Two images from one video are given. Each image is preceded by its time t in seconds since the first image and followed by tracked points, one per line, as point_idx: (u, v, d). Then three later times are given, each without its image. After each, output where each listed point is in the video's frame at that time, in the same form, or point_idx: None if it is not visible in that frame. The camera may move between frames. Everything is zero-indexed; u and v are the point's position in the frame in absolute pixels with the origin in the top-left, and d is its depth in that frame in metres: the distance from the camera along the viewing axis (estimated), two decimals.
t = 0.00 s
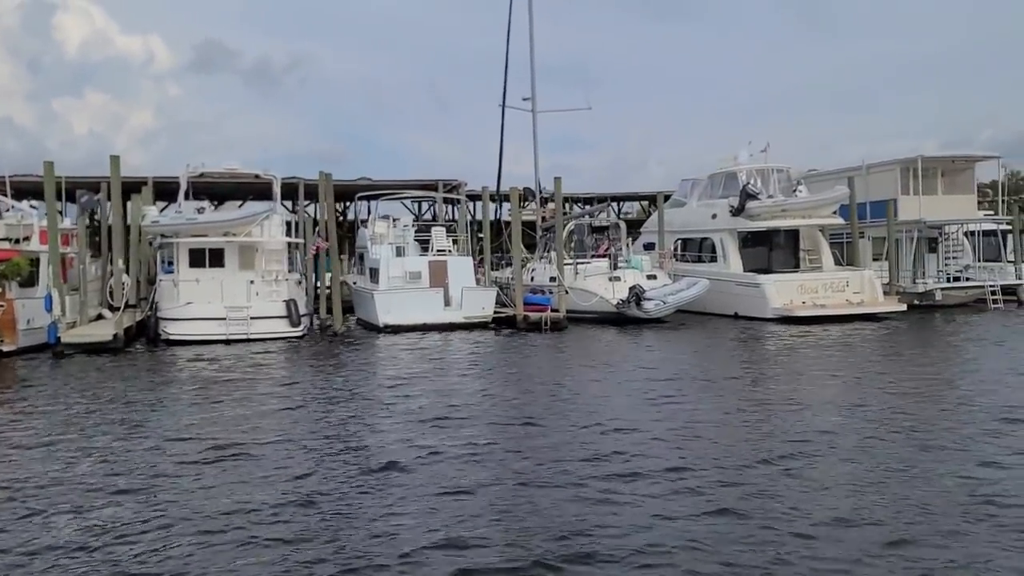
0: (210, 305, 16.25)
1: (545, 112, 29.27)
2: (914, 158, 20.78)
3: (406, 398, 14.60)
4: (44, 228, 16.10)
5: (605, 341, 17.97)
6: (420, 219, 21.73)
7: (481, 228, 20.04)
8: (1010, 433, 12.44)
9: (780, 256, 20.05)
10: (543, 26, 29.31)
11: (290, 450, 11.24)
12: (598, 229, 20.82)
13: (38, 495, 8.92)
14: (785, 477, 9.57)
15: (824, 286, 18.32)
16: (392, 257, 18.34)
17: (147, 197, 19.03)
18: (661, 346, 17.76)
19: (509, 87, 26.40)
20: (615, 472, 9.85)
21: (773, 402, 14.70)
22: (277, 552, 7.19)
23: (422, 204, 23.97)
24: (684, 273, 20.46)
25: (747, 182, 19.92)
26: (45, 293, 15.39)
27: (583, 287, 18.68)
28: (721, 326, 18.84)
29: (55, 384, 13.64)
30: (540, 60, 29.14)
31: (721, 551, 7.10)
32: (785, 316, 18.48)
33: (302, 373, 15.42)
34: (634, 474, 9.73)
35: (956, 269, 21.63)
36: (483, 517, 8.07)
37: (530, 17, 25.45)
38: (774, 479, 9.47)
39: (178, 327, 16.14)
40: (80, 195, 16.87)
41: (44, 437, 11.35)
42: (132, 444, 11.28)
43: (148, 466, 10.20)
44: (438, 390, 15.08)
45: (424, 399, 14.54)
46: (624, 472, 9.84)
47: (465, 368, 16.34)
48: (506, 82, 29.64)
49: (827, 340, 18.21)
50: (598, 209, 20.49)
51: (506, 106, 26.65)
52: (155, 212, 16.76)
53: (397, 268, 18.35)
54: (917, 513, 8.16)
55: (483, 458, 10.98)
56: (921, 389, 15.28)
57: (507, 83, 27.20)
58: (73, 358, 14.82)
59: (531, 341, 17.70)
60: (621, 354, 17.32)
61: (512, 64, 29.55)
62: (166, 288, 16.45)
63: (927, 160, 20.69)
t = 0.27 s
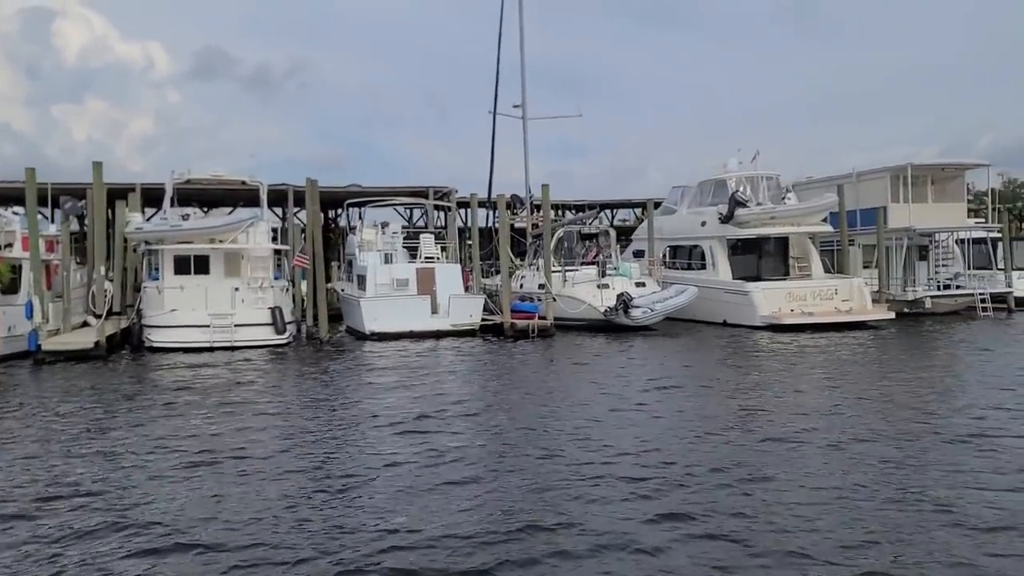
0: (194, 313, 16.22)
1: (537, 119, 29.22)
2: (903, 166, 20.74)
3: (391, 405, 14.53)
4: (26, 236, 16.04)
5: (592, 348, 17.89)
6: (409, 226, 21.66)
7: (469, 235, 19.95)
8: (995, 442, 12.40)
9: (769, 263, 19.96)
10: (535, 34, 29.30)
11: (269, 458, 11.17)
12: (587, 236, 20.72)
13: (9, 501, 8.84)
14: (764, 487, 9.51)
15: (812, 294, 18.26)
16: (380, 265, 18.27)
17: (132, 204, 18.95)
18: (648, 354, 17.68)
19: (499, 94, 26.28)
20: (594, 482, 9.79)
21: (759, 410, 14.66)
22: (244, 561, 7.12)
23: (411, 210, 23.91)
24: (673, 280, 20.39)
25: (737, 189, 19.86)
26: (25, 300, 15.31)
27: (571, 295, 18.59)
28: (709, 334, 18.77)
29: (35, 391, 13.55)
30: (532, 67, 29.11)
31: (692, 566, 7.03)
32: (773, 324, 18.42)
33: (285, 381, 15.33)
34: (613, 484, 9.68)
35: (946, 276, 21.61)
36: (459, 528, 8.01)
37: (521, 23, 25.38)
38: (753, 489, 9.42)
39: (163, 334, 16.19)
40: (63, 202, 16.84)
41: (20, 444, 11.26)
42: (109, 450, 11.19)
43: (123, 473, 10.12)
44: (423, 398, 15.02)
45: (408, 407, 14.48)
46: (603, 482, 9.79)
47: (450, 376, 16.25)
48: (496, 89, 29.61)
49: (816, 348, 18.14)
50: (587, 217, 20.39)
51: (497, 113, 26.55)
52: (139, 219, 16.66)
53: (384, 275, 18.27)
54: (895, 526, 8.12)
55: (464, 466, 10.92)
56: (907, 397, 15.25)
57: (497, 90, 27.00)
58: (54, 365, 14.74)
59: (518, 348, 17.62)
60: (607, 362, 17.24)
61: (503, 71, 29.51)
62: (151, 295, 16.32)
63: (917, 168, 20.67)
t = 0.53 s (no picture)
0: (180, 318, 16.14)
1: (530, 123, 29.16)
2: (895, 172, 20.67)
3: (375, 411, 14.43)
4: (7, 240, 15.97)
5: (580, 354, 17.80)
6: (399, 230, 21.57)
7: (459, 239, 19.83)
8: (981, 449, 12.30)
9: (759, 269, 19.97)
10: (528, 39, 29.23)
11: (248, 465, 11.07)
12: (578, 241, 20.60)
13: None
14: (745, 494, 9.41)
15: (802, 300, 18.17)
16: (368, 270, 18.16)
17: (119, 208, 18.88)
18: (636, 360, 17.59)
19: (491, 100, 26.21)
20: (573, 490, 9.68)
21: (746, 417, 14.56)
22: None
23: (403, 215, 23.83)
24: (663, 286, 20.31)
25: (727, 195, 19.78)
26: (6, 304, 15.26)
27: (560, 300, 18.49)
28: (698, 341, 18.68)
29: (16, 398, 13.49)
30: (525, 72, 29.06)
31: None
32: (763, 330, 18.33)
33: (270, 386, 15.24)
34: (592, 492, 9.58)
35: (937, 283, 21.54)
36: (432, 541, 7.91)
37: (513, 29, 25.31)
38: (733, 497, 9.31)
39: (148, 339, 16.07)
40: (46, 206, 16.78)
41: None
42: (85, 458, 11.11)
43: (97, 482, 10.04)
44: (408, 404, 14.91)
45: (393, 413, 14.38)
46: (583, 490, 9.68)
47: (436, 381, 16.16)
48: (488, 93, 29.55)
49: (805, 354, 18.06)
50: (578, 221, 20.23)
51: (489, 118, 26.48)
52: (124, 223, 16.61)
53: (373, 280, 18.13)
54: (873, 536, 8.01)
55: (444, 472, 10.81)
56: (895, 404, 15.15)
57: (489, 96, 26.91)
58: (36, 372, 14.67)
59: (505, 354, 17.53)
60: (595, 368, 17.15)
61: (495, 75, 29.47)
62: (136, 300, 16.31)
63: (908, 175, 20.60)
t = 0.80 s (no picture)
0: (163, 319, 16.02)
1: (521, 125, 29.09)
2: (884, 174, 20.59)
3: (357, 413, 14.33)
4: None
5: (567, 357, 17.71)
6: (387, 231, 21.47)
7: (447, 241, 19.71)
8: (964, 451, 12.21)
9: (747, 271, 19.90)
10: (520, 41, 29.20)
11: (224, 467, 10.96)
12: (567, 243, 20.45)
13: None
14: (722, 497, 9.31)
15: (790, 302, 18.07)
16: (355, 271, 18.05)
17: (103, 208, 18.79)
18: (623, 362, 17.50)
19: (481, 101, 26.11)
20: (549, 493, 9.59)
21: (730, 419, 14.46)
22: None
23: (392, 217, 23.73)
24: (652, 288, 20.23)
25: (716, 197, 19.70)
26: None
27: (547, 302, 18.40)
28: (686, 343, 18.59)
29: None
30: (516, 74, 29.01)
31: None
32: (750, 332, 18.25)
33: (252, 388, 15.14)
34: (569, 495, 9.48)
35: (927, 285, 21.48)
36: (401, 545, 7.81)
37: (502, 30, 25.24)
38: (711, 499, 9.22)
39: (129, 341, 15.93)
40: (29, 207, 16.71)
41: None
42: (60, 460, 11.00)
43: (70, 484, 9.95)
44: (392, 406, 14.81)
45: (375, 414, 14.28)
46: (559, 493, 9.59)
47: (420, 383, 16.06)
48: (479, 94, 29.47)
49: (793, 356, 17.97)
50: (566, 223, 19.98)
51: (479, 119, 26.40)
52: (105, 224, 16.55)
53: (358, 282, 18.05)
54: (849, 539, 7.91)
55: (421, 474, 10.71)
56: (881, 406, 15.06)
57: (480, 97, 26.81)
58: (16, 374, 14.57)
59: (491, 356, 17.43)
60: (581, 370, 17.06)
61: (486, 77, 29.37)
62: (119, 301, 16.22)
63: (898, 177, 20.53)
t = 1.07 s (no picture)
0: (145, 319, 15.95)
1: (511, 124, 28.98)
2: (873, 174, 20.52)
3: (339, 412, 14.25)
4: None
5: (553, 357, 17.64)
6: (375, 231, 21.38)
7: (434, 240, 19.62)
8: (946, 451, 12.16)
9: (735, 271, 19.83)
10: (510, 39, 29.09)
11: (199, 468, 10.89)
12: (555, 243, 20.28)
13: None
14: (698, 498, 9.25)
15: (777, 302, 18.00)
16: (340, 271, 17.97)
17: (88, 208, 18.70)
18: (609, 362, 17.43)
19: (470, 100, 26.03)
20: (525, 494, 9.52)
21: (714, 419, 14.40)
22: None
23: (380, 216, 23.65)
24: (640, 287, 20.15)
25: (704, 196, 19.62)
26: None
27: (534, 301, 18.30)
28: (673, 343, 18.53)
29: None
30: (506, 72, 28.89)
31: None
32: (737, 332, 18.18)
33: (235, 388, 15.06)
34: (544, 496, 9.41)
35: (916, 285, 21.43)
36: (369, 548, 7.74)
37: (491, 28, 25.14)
38: (686, 500, 9.15)
39: (112, 341, 15.87)
40: (11, 207, 16.63)
41: None
42: (35, 462, 10.92)
43: (43, 487, 9.86)
44: (374, 405, 14.73)
45: (356, 414, 14.20)
46: (535, 494, 9.52)
47: (405, 383, 15.98)
48: (469, 93, 29.37)
49: (780, 356, 17.91)
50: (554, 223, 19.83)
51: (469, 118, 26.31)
52: (87, 223, 16.47)
53: (344, 282, 17.95)
54: (821, 541, 7.85)
55: (398, 474, 10.64)
56: (866, 406, 15.01)
57: (469, 95, 26.72)
58: None
59: (477, 356, 17.36)
60: (567, 370, 16.99)
61: (477, 75, 29.24)
62: (102, 300, 16.14)
63: (886, 176, 20.47)
